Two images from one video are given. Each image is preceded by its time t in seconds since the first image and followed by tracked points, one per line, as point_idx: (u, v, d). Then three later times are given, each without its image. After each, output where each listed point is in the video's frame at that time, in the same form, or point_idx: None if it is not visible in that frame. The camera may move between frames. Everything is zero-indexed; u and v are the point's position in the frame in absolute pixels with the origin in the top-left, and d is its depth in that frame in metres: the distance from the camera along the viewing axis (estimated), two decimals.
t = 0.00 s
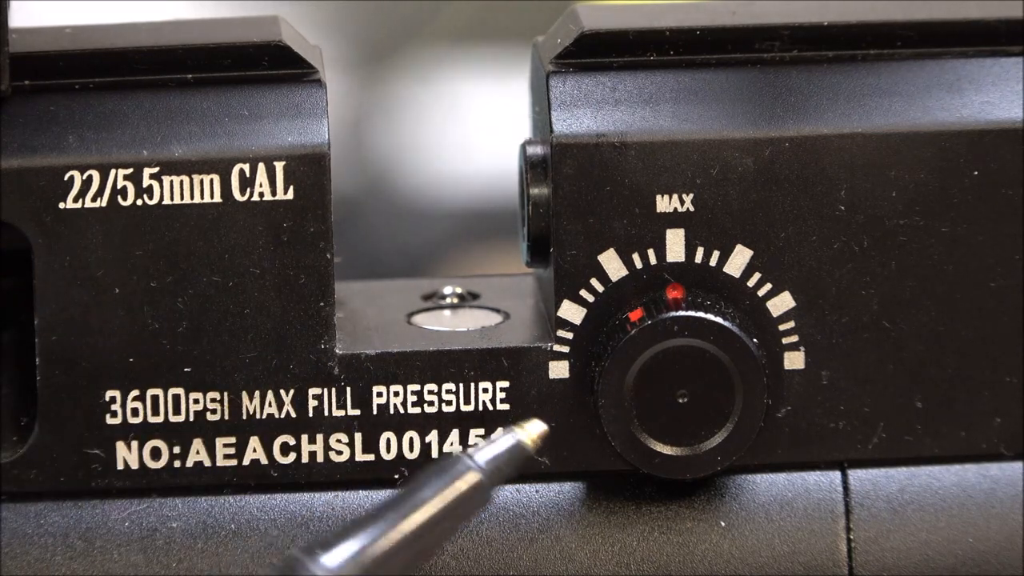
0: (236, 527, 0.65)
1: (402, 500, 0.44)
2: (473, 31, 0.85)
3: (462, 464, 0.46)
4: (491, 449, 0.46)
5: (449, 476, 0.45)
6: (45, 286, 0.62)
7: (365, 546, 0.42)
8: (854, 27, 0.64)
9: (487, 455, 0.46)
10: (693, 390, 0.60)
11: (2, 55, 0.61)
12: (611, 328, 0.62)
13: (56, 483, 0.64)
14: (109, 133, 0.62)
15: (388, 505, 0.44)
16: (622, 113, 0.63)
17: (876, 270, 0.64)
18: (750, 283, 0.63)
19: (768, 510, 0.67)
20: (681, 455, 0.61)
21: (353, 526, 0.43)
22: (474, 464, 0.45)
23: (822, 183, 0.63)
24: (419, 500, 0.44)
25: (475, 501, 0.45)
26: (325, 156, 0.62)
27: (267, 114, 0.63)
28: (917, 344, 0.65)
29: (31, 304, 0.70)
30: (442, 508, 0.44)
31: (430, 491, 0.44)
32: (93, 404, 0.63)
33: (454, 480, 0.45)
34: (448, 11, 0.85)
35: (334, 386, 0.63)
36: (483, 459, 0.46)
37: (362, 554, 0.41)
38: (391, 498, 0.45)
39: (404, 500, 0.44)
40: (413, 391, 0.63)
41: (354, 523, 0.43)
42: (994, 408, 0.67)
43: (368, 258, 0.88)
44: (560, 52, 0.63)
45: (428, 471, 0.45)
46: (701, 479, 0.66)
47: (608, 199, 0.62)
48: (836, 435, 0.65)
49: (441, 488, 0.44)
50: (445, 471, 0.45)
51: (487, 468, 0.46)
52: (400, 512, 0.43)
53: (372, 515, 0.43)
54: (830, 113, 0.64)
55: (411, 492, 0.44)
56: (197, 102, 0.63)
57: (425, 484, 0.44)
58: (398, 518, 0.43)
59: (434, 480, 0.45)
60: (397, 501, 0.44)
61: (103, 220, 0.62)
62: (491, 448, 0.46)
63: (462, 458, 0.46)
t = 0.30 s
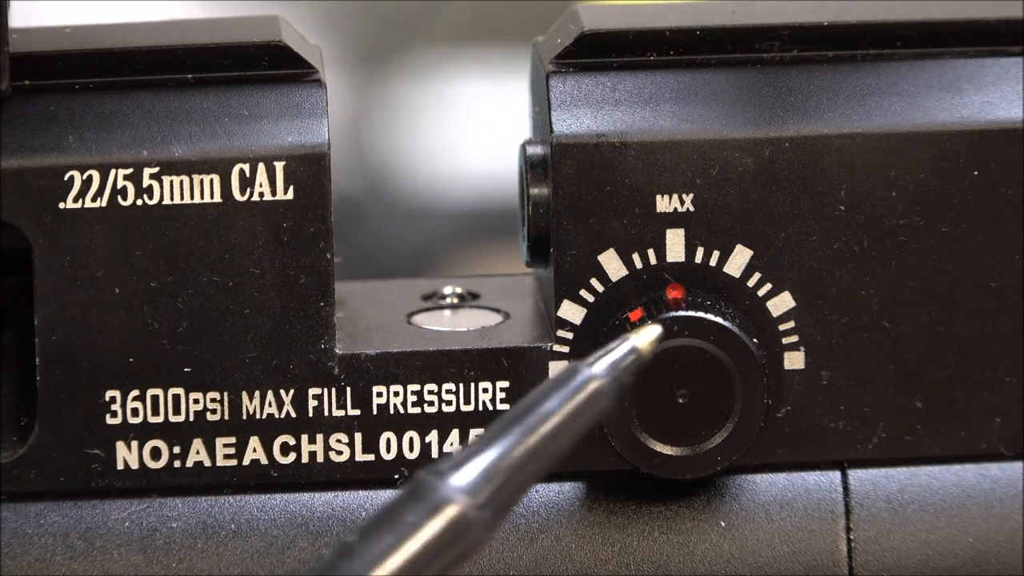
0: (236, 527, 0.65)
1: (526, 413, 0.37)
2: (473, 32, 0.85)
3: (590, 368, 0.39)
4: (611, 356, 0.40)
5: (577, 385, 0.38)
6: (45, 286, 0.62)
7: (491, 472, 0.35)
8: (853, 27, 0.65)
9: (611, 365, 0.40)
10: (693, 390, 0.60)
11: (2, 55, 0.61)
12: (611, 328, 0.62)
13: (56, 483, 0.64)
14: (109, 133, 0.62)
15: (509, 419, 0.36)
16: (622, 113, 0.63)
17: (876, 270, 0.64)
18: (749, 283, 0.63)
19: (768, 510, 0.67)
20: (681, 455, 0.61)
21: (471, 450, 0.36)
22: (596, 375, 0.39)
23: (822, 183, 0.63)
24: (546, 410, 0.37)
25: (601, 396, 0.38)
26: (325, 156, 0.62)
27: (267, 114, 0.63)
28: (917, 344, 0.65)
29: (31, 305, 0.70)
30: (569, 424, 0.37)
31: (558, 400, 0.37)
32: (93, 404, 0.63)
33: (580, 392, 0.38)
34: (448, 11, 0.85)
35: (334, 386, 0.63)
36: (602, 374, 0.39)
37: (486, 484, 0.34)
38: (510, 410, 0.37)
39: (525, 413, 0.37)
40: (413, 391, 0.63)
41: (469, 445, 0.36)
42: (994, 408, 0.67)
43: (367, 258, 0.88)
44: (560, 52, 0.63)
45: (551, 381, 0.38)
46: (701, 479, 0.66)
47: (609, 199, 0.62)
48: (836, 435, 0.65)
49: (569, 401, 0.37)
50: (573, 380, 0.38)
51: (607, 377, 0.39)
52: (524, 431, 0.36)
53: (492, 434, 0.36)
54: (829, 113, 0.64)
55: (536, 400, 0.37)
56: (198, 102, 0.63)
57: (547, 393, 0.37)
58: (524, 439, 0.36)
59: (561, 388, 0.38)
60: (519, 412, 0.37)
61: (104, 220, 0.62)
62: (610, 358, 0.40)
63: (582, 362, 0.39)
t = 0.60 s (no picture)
0: (236, 527, 0.65)
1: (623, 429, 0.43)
2: (473, 32, 0.86)
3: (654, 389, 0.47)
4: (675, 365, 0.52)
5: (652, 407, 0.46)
6: (45, 286, 0.62)
7: (611, 485, 0.39)
8: (854, 27, 0.65)
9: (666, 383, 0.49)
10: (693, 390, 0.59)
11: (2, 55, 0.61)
12: (611, 328, 0.62)
13: (56, 482, 0.64)
14: (109, 133, 0.62)
15: (605, 436, 0.43)
16: (622, 113, 0.63)
17: (876, 270, 0.64)
18: (749, 283, 0.63)
19: (768, 510, 0.67)
20: (682, 456, 0.61)
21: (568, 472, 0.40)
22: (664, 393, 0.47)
23: (822, 183, 0.63)
24: (635, 427, 0.43)
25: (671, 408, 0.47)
26: (325, 156, 0.62)
27: (267, 114, 0.63)
28: (917, 344, 0.65)
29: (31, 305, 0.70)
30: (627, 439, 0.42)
31: (641, 419, 0.44)
32: (93, 404, 0.63)
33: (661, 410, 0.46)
34: (448, 11, 0.85)
35: (334, 386, 0.63)
36: (671, 396, 0.47)
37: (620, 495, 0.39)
38: (597, 433, 0.43)
39: (615, 429, 0.43)
40: (413, 391, 0.63)
41: (575, 466, 0.40)
42: (995, 408, 0.67)
43: (367, 258, 0.88)
44: (560, 53, 0.63)
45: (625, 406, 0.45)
46: (701, 479, 0.66)
47: (609, 199, 0.62)
48: (836, 435, 0.65)
49: (652, 419, 0.45)
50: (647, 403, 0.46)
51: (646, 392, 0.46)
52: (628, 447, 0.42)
53: (594, 453, 0.41)
54: (829, 113, 0.64)
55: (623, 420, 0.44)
56: (198, 102, 0.63)
57: (630, 414, 0.44)
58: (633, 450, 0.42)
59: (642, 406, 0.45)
60: (613, 429, 0.43)
61: (104, 221, 0.62)
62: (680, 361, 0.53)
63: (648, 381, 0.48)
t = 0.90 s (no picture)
0: (236, 527, 0.65)
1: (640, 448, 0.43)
2: (473, 32, 0.86)
3: (664, 402, 0.45)
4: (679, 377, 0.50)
5: (666, 419, 0.44)
6: (45, 286, 0.62)
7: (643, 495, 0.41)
8: (854, 27, 0.65)
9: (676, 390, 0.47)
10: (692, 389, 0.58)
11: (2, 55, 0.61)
12: (610, 328, 0.62)
13: (56, 482, 0.64)
14: (109, 133, 0.62)
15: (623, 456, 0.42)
16: (622, 113, 0.63)
17: (876, 270, 0.64)
18: (749, 283, 0.63)
19: (768, 510, 0.67)
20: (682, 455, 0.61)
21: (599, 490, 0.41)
22: (677, 405, 0.45)
23: (822, 183, 0.63)
24: (653, 444, 0.43)
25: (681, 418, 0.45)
26: (325, 155, 0.62)
27: (267, 114, 0.63)
28: (917, 344, 0.65)
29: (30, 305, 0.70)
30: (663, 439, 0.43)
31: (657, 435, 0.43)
32: (93, 404, 0.63)
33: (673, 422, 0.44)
34: (448, 11, 0.85)
35: (334, 386, 0.63)
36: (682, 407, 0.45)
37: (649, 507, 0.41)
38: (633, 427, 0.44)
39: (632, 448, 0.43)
40: (413, 391, 0.63)
41: (602, 480, 0.42)
42: (995, 408, 0.67)
43: (367, 258, 0.88)
44: (560, 52, 0.63)
45: (637, 419, 0.44)
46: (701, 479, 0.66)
47: (609, 199, 0.62)
48: (836, 435, 0.65)
49: (667, 433, 0.44)
50: (661, 415, 0.44)
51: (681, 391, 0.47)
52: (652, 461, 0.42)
53: (617, 467, 0.42)
54: (829, 113, 0.64)
55: (640, 435, 0.43)
56: (198, 102, 0.63)
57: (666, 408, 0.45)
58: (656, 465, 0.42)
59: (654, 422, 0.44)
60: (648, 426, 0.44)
61: (104, 221, 0.62)
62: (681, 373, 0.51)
63: (657, 391, 0.46)
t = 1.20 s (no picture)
0: (236, 527, 0.65)
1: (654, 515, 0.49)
2: (473, 32, 0.86)
3: (675, 478, 0.51)
4: (691, 448, 0.55)
5: (675, 493, 0.50)
6: (45, 286, 0.62)
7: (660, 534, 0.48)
8: (854, 26, 0.64)
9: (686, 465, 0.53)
10: (693, 391, 0.60)
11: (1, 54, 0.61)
12: (610, 328, 0.62)
13: (56, 482, 0.64)
14: (109, 133, 0.62)
15: (640, 516, 0.49)
16: (622, 113, 0.63)
17: (876, 270, 0.64)
18: (750, 283, 0.63)
19: (768, 510, 0.67)
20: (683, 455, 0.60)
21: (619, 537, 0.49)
22: (684, 476, 0.52)
23: (822, 183, 0.63)
24: (664, 513, 0.49)
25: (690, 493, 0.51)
26: (325, 155, 0.62)
27: (267, 114, 0.63)
28: (917, 344, 0.65)
29: (30, 304, 0.70)
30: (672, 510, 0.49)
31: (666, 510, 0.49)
32: (93, 404, 0.63)
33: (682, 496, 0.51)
34: (448, 11, 0.85)
35: (335, 386, 0.63)
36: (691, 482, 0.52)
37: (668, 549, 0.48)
38: (646, 500, 0.50)
39: (646, 519, 0.49)
40: (413, 391, 0.63)
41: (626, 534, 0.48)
42: (995, 408, 0.67)
43: (367, 258, 0.88)
44: (560, 53, 0.63)
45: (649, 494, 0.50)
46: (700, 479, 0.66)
47: (609, 199, 0.62)
48: (836, 435, 0.65)
49: (676, 507, 0.50)
50: (670, 490, 0.50)
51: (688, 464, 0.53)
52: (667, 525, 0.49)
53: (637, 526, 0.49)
54: (829, 113, 0.64)
55: (653, 509, 0.49)
56: (198, 102, 0.63)
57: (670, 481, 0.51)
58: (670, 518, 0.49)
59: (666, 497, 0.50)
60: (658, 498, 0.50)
61: (104, 221, 0.62)
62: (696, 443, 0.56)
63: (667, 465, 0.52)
